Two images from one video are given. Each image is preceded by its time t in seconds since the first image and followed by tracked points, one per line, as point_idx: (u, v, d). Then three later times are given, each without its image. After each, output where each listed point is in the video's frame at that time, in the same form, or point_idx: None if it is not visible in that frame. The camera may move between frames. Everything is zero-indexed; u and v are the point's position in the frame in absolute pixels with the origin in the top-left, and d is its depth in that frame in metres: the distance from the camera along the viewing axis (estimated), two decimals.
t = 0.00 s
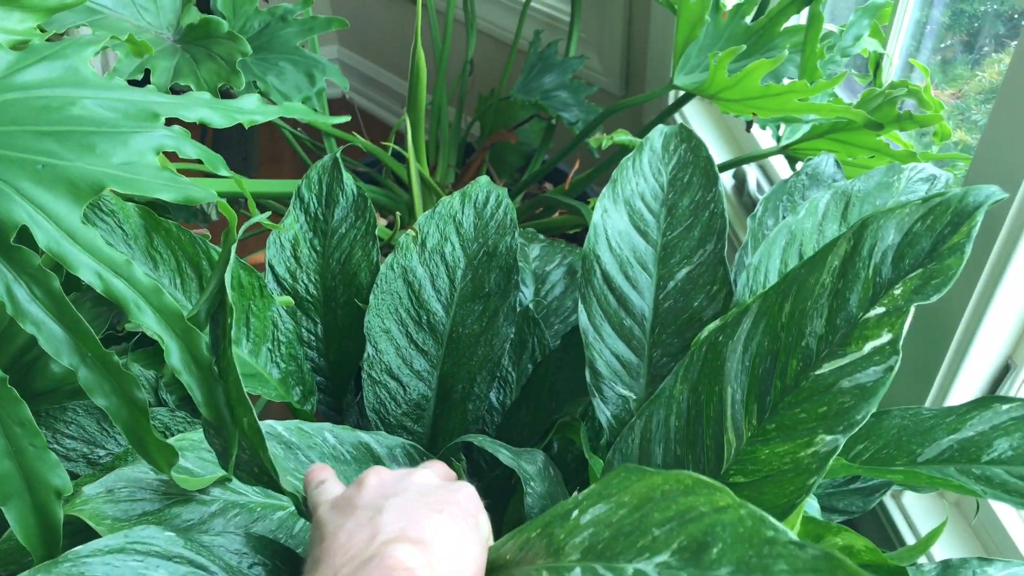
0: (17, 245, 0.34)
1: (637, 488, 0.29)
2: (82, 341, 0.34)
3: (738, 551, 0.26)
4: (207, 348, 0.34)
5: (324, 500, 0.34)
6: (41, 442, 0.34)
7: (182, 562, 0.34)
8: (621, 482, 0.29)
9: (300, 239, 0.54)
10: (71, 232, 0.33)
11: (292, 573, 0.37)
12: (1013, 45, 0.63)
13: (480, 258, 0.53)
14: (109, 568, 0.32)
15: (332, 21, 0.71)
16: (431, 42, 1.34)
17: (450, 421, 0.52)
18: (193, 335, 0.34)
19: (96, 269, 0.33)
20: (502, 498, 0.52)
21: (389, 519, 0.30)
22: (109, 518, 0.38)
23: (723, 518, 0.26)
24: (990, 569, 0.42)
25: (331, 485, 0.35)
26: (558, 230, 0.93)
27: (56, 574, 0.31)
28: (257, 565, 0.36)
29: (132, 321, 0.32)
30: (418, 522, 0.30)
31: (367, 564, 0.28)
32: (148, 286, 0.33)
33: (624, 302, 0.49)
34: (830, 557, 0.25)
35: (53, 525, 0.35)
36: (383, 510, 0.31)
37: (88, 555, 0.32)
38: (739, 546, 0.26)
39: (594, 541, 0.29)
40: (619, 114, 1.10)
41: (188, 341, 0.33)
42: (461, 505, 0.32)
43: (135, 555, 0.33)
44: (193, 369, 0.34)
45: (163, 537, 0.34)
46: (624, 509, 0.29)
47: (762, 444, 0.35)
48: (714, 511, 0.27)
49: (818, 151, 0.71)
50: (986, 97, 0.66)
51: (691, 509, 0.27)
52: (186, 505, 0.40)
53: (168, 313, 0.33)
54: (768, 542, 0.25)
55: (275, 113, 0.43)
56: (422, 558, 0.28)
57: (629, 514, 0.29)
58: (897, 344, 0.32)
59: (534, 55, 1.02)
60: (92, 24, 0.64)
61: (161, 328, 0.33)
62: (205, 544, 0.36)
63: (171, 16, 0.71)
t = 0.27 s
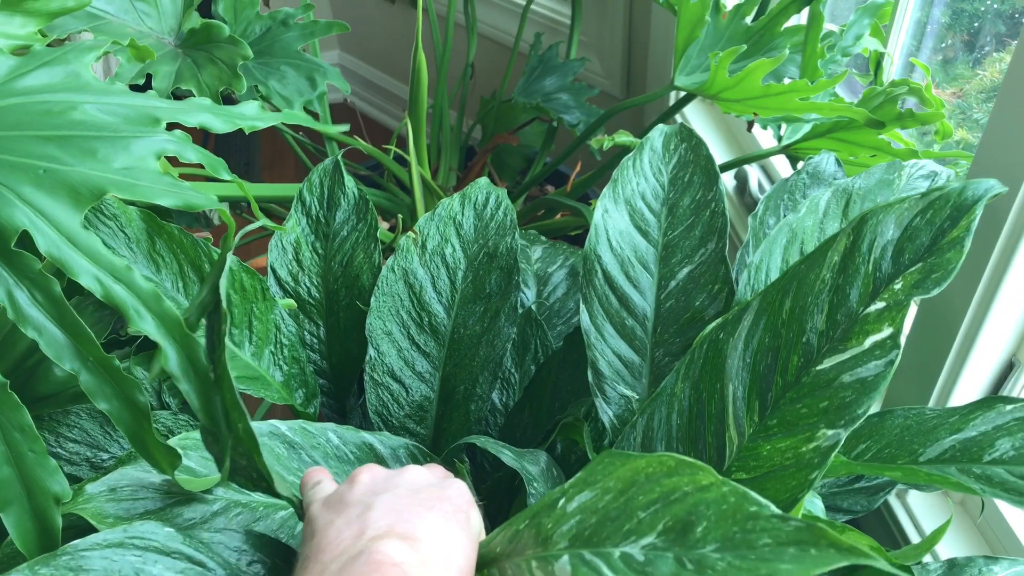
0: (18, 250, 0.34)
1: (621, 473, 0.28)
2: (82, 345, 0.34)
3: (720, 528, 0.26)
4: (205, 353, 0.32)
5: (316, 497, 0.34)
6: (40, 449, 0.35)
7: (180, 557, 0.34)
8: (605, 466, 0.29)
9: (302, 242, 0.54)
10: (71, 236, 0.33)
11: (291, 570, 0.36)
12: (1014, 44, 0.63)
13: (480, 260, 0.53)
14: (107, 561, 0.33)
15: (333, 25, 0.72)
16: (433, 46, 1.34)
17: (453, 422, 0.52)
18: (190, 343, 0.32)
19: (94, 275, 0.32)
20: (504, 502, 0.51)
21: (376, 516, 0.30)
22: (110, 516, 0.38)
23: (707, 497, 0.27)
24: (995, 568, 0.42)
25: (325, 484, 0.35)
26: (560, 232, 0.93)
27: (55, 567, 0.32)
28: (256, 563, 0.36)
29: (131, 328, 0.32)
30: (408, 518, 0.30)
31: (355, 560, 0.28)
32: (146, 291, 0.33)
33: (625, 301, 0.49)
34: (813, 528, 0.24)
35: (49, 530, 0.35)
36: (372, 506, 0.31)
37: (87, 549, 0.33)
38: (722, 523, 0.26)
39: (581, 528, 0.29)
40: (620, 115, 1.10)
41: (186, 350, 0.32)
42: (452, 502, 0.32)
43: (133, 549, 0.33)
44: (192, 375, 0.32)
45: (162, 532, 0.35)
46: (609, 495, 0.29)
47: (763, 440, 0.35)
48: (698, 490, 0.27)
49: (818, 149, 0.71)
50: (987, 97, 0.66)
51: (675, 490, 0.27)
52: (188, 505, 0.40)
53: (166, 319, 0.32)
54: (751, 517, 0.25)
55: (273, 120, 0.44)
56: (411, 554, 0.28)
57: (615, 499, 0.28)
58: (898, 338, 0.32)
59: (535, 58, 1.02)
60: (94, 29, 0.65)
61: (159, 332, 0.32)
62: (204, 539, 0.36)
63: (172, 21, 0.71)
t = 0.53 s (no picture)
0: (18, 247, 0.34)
1: (632, 465, 0.28)
2: (84, 342, 0.34)
3: (739, 519, 0.25)
4: (211, 347, 0.33)
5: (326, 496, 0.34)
6: (41, 447, 0.34)
7: (184, 565, 0.34)
8: (616, 460, 0.29)
9: (304, 241, 0.54)
10: (72, 232, 0.33)
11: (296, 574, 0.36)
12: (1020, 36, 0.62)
13: (484, 257, 0.53)
14: (110, 570, 0.32)
15: (334, 23, 0.71)
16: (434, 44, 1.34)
17: (457, 421, 0.52)
18: (195, 335, 0.33)
19: (97, 270, 0.32)
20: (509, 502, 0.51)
21: (385, 516, 0.30)
22: (112, 516, 0.38)
23: (722, 486, 0.26)
24: (1006, 565, 0.41)
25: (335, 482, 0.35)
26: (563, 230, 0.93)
27: None
28: (261, 567, 0.36)
29: (136, 321, 0.33)
30: (416, 520, 0.30)
31: (363, 561, 0.27)
32: (149, 285, 0.33)
33: (631, 297, 0.48)
34: (834, 516, 0.24)
35: (51, 528, 0.34)
36: (381, 507, 0.31)
37: (89, 558, 0.32)
38: (740, 513, 0.26)
39: (595, 524, 0.28)
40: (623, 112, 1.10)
41: (191, 343, 0.33)
42: (461, 503, 0.32)
43: (136, 558, 0.33)
44: (198, 368, 0.33)
45: (165, 539, 0.34)
46: (622, 488, 0.29)
47: (775, 435, 0.35)
48: (713, 481, 0.27)
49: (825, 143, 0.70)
50: (994, 90, 0.65)
51: (689, 482, 0.27)
52: (191, 506, 0.40)
53: (170, 312, 0.33)
54: (770, 506, 0.25)
55: (275, 115, 0.43)
56: (419, 556, 0.28)
57: (628, 493, 0.28)
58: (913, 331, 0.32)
59: (537, 55, 1.02)
60: (94, 28, 0.64)
61: (164, 327, 0.33)
62: (207, 545, 0.35)
63: (172, 20, 0.71)
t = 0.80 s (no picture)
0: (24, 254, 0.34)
1: (624, 476, 0.28)
2: (91, 350, 0.34)
3: (730, 529, 0.23)
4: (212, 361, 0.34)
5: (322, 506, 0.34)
6: (49, 454, 0.35)
7: (183, 566, 0.33)
8: (608, 470, 0.28)
9: (309, 245, 0.54)
10: (77, 242, 0.33)
11: None
12: None
13: (489, 259, 0.53)
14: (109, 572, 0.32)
15: (337, 27, 0.72)
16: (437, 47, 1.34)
17: (463, 423, 0.52)
18: (197, 350, 0.34)
19: (101, 280, 0.33)
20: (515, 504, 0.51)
21: (381, 528, 0.30)
22: (119, 520, 0.38)
23: (714, 498, 0.24)
24: (1013, 563, 0.41)
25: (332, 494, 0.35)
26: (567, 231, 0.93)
27: None
28: (260, 570, 0.36)
29: (140, 332, 0.33)
30: (412, 533, 0.30)
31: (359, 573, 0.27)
32: (154, 296, 0.33)
33: (635, 298, 0.48)
34: (826, 526, 0.22)
35: (63, 533, 0.35)
36: (377, 519, 0.31)
37: (88, 560, 0.32)
38: (732, 524, 0.24)
39: (588, 536, 0.27)
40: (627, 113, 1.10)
41: (193, 356, 0.34)
42: (457, 515, 0.32)
43: (134, 560, 0.33)
44: (199, 381, 0.34)
45: (164, 542, 0.34)
46: (614, 499, 0.28)
47: (777, 437, 0.35)
48: (703, 492, 0.25)
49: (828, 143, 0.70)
50: (997, 88, 0.65)
51: (681, 492, 0.26)
52: (197, 510, 0.40)
53: (173, 323, 0.34)
54: (763, 517, 0.23)
55: (281, 124, 0.43)
56: (414, 567, 0.28)
57: (620, 504, 0.27)
58: (913, 331, 0.31)
59: (540, 57, 1.02)
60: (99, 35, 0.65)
61: (167, 338, 0.34)
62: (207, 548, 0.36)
63: (176, 26, 0.71)
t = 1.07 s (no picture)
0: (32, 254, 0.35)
1: (626, 475, 0.28)
2: (99, 348, 0.34)
3: (730, 531, 0.25)
4: (220, 353, 0.33)
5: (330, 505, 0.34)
6: (59, 451, 0.35)
7: (192, 559, 0.34)
8: (611, 470, 0.29)
9: (313, 245, 0.54)
10: (85, 241, 0.33)
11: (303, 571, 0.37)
12: None
13: (491, 258, 0.53)
14: (118, 564, 0.32)
15: (340, 29, 0.72)
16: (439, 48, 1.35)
17: (468, 421, 0.52)
18: (206, 343, 0.33)
19: (109, 277, 0.33)
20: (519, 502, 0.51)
21: (387, 529, 0.30)
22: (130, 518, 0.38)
23: (715, 499, 0.26)
24: (1017, 556, 0.41)
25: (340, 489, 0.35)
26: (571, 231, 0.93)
27: (66, 569, 0.32)
28: (268, 564, 0.36)
29: (148, 329, 0.33)
30: (419, 534, 0.30)
31: (366, 573, 0.28)
32: (161, 293, 0.34)
33: (637, 295, 0.49)
34: (826, 528, 0.23)
35: (72, 531, 0.35)
36: (383, 519, 0.31)
37: (98, 552, 0.33)
38: (733, 526, 0.25)
39: (591, 536, 0.28)
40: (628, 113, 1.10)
41: (202, 349, 0.33)
42: (463, 514, 0.33)
43: (144, 552, 0.33)
44: (207, 375, 0.33)
45: (173, 535, 0.35)
46: (617, 499, 0.28)
47: (781, 431, 0.35)
48: (705, 492, 0.26)
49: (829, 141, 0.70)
50: (997, 85, 0.65)
51: (682, 493, 0.26)
52: (207, 506, 0.41)
53: (182, 319, 0.33)
54: (762, 518, 0.24)
55: (285, 123, 0.44)
56: (421, 569, 0.28)
57: (622, 505, 0.28)
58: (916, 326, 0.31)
59: (541, 58, 1.02)
60: (104, 39, 0.65)
61: (175, 334, 0.33)
62: (216, 541, 0.36)
63: (180, 30, 0.71)
